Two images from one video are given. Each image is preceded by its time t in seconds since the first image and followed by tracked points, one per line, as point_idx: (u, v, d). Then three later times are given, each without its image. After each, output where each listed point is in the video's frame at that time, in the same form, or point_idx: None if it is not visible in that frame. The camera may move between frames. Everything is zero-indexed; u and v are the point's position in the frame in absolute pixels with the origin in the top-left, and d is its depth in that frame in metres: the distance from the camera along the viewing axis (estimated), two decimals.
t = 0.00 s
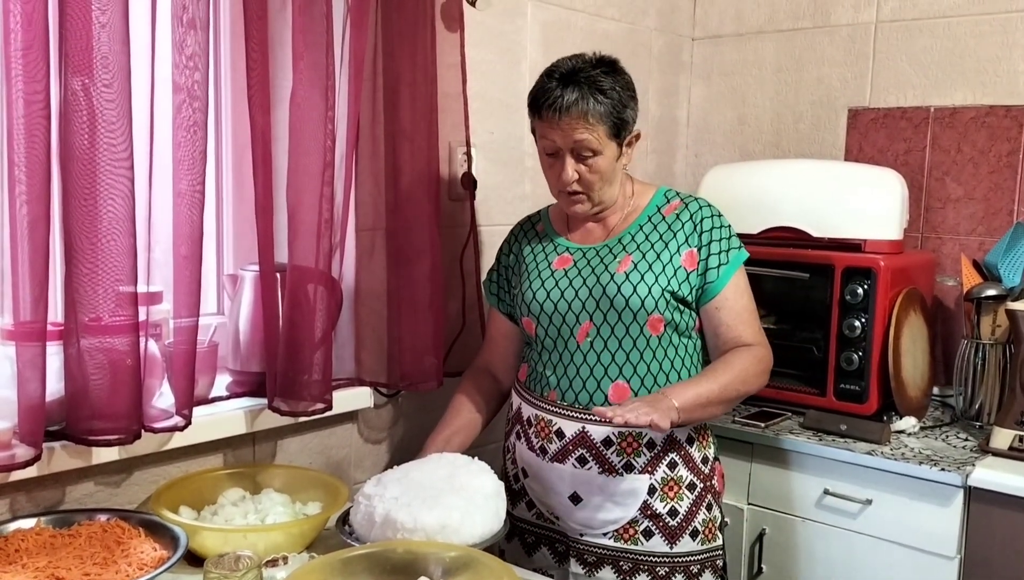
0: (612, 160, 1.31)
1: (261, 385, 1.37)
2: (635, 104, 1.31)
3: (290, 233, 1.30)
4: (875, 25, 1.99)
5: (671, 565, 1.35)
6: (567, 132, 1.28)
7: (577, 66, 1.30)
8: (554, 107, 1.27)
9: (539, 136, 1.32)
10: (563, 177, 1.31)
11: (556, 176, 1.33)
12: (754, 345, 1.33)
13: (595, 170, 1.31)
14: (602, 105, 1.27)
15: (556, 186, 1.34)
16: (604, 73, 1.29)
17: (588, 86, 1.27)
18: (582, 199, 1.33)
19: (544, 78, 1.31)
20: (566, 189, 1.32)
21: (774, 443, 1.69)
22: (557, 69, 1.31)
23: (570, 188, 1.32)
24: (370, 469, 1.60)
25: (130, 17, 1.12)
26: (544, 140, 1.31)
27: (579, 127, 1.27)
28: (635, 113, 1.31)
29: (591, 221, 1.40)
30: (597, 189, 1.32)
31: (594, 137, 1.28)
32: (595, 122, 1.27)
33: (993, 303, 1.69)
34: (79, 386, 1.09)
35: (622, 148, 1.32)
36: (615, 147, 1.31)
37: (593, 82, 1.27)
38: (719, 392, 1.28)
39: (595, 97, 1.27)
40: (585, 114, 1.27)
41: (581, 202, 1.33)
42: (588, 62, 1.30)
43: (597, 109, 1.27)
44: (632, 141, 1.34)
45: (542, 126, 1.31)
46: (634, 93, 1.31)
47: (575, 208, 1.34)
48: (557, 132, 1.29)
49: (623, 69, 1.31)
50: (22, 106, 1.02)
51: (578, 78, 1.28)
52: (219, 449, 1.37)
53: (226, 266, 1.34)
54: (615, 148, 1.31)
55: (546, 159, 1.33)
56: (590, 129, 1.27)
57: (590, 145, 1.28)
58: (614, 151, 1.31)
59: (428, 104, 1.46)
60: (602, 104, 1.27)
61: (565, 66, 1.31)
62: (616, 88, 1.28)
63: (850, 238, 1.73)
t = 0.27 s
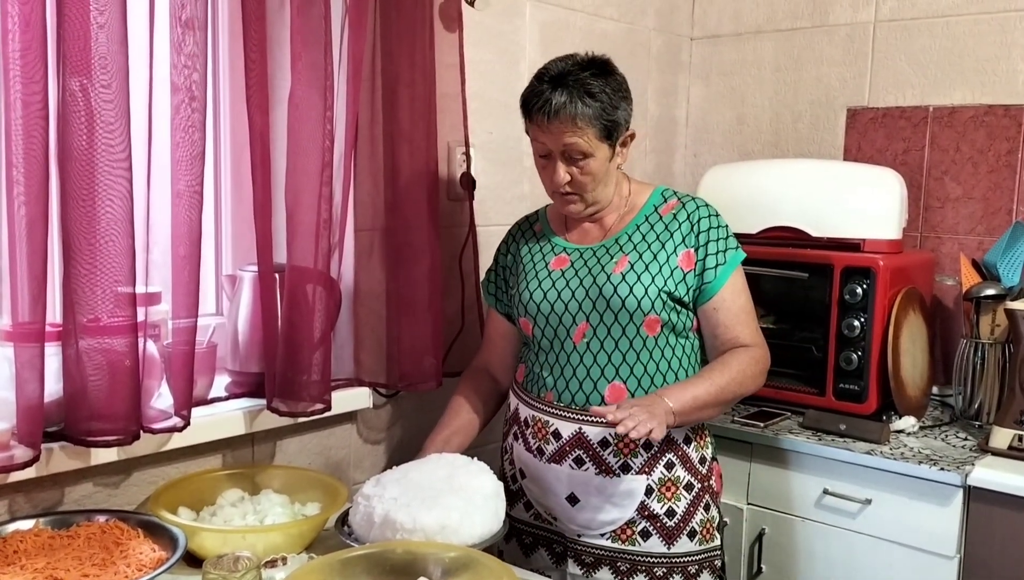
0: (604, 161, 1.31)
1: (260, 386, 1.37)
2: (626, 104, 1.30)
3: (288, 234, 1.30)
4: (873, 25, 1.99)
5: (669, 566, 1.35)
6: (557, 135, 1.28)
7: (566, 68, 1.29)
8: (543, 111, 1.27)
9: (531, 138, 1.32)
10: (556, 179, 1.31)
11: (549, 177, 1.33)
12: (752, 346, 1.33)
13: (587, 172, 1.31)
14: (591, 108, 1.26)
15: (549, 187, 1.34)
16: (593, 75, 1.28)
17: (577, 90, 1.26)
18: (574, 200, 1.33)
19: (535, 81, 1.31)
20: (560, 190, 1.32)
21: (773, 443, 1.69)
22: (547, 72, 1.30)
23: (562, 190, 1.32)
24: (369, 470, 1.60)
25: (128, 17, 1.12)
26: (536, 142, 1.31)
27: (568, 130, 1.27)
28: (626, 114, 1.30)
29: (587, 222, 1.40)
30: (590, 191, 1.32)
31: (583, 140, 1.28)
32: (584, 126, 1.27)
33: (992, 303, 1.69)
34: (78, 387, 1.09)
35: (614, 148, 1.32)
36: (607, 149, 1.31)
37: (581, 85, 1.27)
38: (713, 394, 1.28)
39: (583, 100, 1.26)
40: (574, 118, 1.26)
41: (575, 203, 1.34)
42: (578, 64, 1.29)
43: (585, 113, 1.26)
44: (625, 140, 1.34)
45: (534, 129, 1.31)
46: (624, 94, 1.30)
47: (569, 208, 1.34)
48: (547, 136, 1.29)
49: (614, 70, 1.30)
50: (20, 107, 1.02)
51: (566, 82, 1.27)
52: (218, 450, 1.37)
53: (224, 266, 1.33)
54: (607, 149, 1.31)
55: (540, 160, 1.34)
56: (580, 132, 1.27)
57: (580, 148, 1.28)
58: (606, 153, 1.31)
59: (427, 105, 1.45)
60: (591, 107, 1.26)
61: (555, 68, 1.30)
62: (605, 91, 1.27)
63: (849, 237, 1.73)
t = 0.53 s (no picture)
0: (606, 156, 1.32)
1: (259, 387, 1.37)
2: (623, 98, 1.31)
3: (287, 234, 1.30)
4: (872, 25, 1.99)
5: (668, 566, 1.35)
6: (563, 132, 1.27)
7: (563, 66, 1.29)
8: (546, 109, 1.27)
9: (533, 139, 1.31)
10: (561, 177, 1.30)
11: (552, 177, 1.32)
12: (749, 346, 1.33)
13: (591, 168, 1.31)
14: (594, 102, 1.26)
15: (552, 187, 1.33)
16: (591, 70, 1.29)
17: (579, 85, 1.27)
18: (579, 197, 1.32)
19: (532, 81, 1.30)
20: (564, 189, 1.31)
21: (773, 443, 1.69)
22: (543, 71, 1.30)
23: (567, 188, 1.31)
24: (368, 471, 1.60)
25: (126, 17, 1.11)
26: (539, 142, 1.30)
27: (574, 125, 1.27)
28: (624, 107, 1.31)
29: (584, 223, 1.40)
30: (594, 187, 1.32)
31: (589, 135, 1.28)
32: (589, 120, 1.27)
33: (992, 303, 1.68)
34: (76, 388, 1.09)
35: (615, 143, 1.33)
36: (608, 143, 1.31)
37: (582, 80, 1.27)
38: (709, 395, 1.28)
39: (586, 95, 1.26)
40: (579, 113, 1.26)
41: (579, 201, 1.33)
42: (575, 61, 1.29)
43: (590, 106, 1.26)
44: (622, 137, 1.35)
45: (536, 129, 1.30)
46: (622, 88, 1.31)
47: (573, 207, 1.33)
48: (552, 134, 1.28)
49: (609, 66, 1.32)
50: (18, 108, 1.02)
51: (567, 78, 1.27)
52: (217, 451, 1.36)
53: (223, 267, 1.33)
54: (609, 144, 1.31)
55: (541, 161, 1.33)
56: (585, 127, 1.27)
57: (586, 143, 1.28)
58: (608, 148, 1.32)
59: (426, 105, 1.45)
60: (594, 101, 1.26)
61: (551, 67, 1.30)
62: (605, 84, 1.28)
63: (849, 237, 1.73)
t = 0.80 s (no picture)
0: (612, 147, 1.32)
1: (258, 387, 1.37)
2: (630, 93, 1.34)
3: (287, 235, 1.30)
4: (872, 25, 1.98)
5: (668, 566, 1.35)
6: (573, 113, 1.28)
7: (574, 54, 1.31)
8: (558, 89, 1.28)
9: (540, 124, 1.31)
10: (568, 163, 1.30)
11: (557, 165, 1.32)
12: (747, 346, 1.34)
13: (598, 156, 1.31)
14: (606, 87, 1.28)
15: (556, 176, 1.32)
16: (603, 59, 1.31)
17: (592, 71, 1.29)
18: (583, 186, 1.32)
19: (542, 66, 1.31)
20: (570, 176, 1.31)
21: (773, 444, 1.69)
22: (555, 57, 1.31)
23: (573, 175, 1.31)
24: (368, 471, 1.60)
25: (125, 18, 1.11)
26: (547, 126, 1.30)
27: (585, 107, 1.28)
28: (630, 103, 1.34)
29: (583, 223, 1.40)
30: (599, 176, 1.32)
31: (598, 119, 1.28)
32: (600, 105, 1.28)
33: (992, 302, 1.68)
34: (76, 389, 1.09)
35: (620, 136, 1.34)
36: (615, 135, 1.32)
37: (594, 66, 1.29)
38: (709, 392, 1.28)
39: (598, 79, 1.28)
40: (590, 95, 1.27)
41: (583, 190, 1.32)
42: (586, 51, 1.32)
43: (601, 90, 1.28)
44: (625, 134, 1.36)
45: (545, 113, 1.30)
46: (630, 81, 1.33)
47: (576, 197, 1.32)
48: (562, 116, 1.28)
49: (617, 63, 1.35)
50: (17, 109, 1.02)
51: (580, 64, 1.29)
52: (216, 452, 1.36)
53: (222, 268, 1.33)
54: (615, 135, 1.32)
55: (546, 148, 1.32)
56: (595, 110, 1.28)
57: (595, 127, 1.29)
58: (614, 139, 1.33)
59: (425, 105, 1.45)
60: (607, 87, 1.29)
61: (562, 54, 1.31)
62: (616, 73, 1.30)
63: (848, 237, 1.73)
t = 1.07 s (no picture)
0: (607, 146, 1.31)
1: (258, 388, 1.37)
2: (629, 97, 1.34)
3: (286, 235, 1.29)
4: (872, 24, 1.98)
5: (667, 565, 1.35)
6: (569, 106, 1.28)
7: (577, 51, 1.32)
8: (555, 82, 1.28)
9: (536, 117, 1.32)
10: (561, 157, 1.29)
11: (551, 161, 1.31)
12: (745, 342, 1.33)
13: (592, 153, 1.30)
14: (603, 84, 1.29)
15: (549, 173, 1.31)
16: (605, 59, 1.31)
17: (591, 68, 1.29)
18: (575, 183, 1.31)
19: (544, 61, 1.32)
20: (563, 172, 1.30)
21: (773, 444, 1.69)
22: (557, 54, 1.32)
23: (566, 170, 1.30)
24: (368, 472, 1.60)
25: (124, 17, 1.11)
26: (542, 118, 1.30)
27: (581, 101, 1.28)
28: (628, 105, 1.34)
29: (581, 223, 1.40)
30: (592, 173, 1.31)
31: (593, 114, 1.28)
32: (596, 101, 1.28)
33: (992, 302, 1.68)
34: (75, 389, 1.09)
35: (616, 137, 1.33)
36: (611, 134, 1.32)
37: (594, 63, 1.30)
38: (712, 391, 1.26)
39: (597, 76, 1.29)
40: (587, 90, 1.28)
41: (575, 189, 1.31)
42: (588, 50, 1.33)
43: (598, 87, 1.28)
44: (623, 137, 1.35)
45: (541, 105, 1.30)
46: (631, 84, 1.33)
47: (567, 194, 1.31)
48: (557, 108, 1.28)
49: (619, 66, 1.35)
50: (16, 109, 1.01)
51: (580, 61, 1.30)
52: (215, 452, 1.36)
53: (222, 268, 1.33)
54: (611, 134, 1.32)
55: (541, 143, 1.32)
56: (591, 105, 1.28)
57: (590, 122, 1.28)
58: (610, 138, 1.32)
59: (425, 105, 1.45)
60: (604, 85, 1.29)
61: (565, 52, 1.32)
62: (616, 73, 1.31)
63: (848, 237, 1.73)
